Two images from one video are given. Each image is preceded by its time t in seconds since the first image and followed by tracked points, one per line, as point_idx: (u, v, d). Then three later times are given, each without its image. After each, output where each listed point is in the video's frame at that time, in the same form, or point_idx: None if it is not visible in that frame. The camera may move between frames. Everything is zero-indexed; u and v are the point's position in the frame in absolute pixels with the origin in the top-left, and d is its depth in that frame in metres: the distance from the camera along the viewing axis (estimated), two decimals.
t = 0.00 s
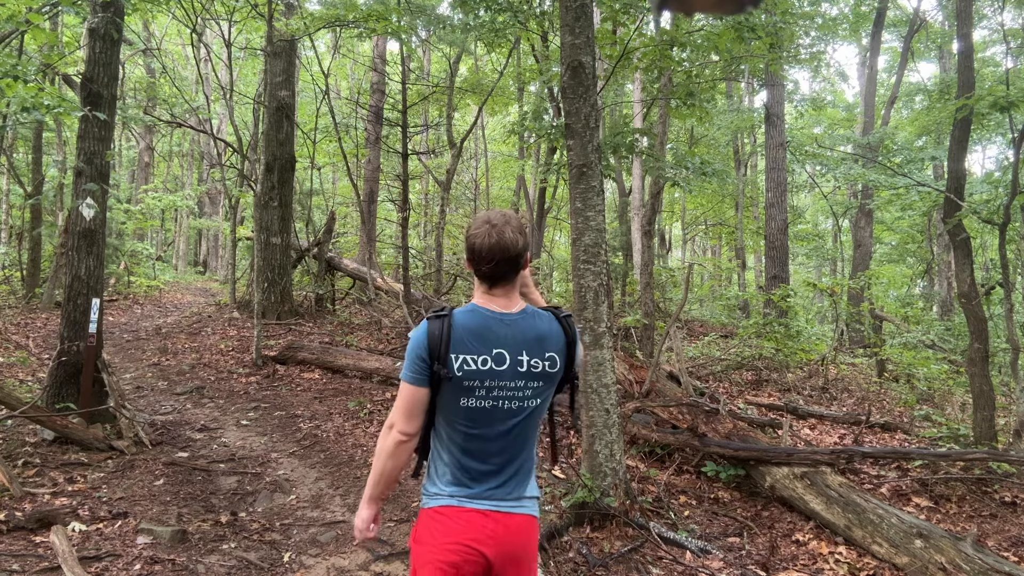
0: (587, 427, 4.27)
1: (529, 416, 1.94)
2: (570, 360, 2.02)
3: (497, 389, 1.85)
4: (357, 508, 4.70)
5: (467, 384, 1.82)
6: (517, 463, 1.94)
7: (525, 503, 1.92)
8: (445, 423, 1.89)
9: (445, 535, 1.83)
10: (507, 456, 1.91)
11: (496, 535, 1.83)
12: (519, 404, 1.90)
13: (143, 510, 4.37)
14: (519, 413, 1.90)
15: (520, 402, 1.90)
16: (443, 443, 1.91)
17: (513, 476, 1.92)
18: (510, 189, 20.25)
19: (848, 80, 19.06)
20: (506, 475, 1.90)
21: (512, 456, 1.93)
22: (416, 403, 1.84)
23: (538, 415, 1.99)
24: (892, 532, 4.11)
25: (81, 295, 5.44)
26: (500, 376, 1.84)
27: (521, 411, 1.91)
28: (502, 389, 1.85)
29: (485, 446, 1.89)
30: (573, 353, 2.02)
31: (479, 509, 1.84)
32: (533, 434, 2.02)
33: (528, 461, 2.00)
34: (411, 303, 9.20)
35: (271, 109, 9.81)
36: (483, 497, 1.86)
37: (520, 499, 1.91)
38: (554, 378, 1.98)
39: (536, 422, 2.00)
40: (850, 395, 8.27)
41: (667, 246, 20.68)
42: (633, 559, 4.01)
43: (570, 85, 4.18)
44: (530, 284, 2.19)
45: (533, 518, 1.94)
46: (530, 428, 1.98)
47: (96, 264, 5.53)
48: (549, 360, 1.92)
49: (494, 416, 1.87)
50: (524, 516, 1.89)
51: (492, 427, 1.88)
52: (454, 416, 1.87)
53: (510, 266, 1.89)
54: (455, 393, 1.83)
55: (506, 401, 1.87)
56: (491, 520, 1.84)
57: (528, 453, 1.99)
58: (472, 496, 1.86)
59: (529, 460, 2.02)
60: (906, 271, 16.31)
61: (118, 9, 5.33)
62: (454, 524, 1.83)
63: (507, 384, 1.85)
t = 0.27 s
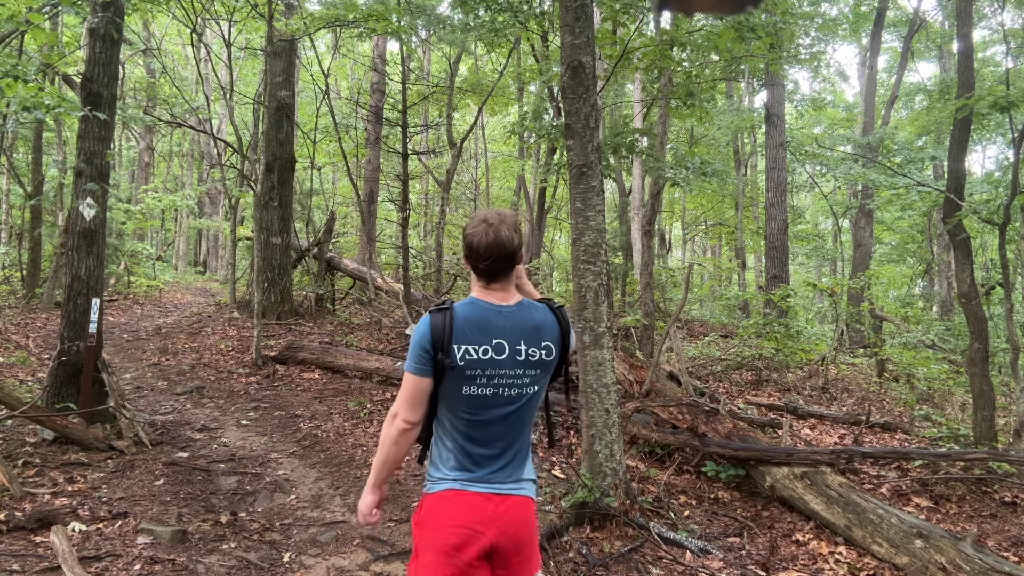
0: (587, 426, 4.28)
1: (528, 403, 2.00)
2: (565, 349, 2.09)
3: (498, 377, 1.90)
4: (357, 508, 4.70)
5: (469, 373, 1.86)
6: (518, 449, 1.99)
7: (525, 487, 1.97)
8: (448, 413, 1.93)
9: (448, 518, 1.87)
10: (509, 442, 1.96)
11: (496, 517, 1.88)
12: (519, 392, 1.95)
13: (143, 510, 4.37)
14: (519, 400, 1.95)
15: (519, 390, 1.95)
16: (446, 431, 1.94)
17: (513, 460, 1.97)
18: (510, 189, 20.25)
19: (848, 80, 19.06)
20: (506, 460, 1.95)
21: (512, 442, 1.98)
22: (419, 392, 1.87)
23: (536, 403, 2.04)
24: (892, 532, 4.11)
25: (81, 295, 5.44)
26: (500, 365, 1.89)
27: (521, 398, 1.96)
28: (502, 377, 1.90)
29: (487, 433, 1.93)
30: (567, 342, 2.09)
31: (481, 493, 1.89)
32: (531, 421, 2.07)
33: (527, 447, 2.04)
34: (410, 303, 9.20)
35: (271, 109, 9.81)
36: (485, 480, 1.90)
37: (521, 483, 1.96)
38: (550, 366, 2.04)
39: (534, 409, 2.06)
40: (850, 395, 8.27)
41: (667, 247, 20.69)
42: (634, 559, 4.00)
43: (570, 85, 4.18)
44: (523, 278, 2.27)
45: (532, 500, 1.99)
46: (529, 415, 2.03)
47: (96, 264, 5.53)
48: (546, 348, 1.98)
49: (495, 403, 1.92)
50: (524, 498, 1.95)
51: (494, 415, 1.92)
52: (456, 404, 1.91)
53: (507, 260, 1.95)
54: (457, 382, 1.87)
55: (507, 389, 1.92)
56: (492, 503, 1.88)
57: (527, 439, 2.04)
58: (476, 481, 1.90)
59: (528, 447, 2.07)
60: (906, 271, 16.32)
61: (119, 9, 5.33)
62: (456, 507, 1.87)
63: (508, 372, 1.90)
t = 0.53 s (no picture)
0: (587, 426, 4.28)
1: (521, 396, 2.02)
2: (553, 342, 2.12)
3: (491, 371, 1.93)
4: (357, 508, 4.70)
5: (462, 368, 1.89)
6: (512, 441, 2.02)
7: (519, 479, 2.00)
8: (443, 408, 1.95)
9: (441, 509, 1.91)
10: (503, 435, 1.99)
11: (491, 510, 1.92)
12: (511, 386, 1.97)
13: (143, 510, 4.37)
14: (512, 393, 1.98)
15: (512, 383, 1.97)
16: (441, 426, 1.97)
17: (507, 453, 1.99)
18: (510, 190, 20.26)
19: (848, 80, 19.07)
20: (501, 452, 1.98)
21: (506, 435, 2.00)
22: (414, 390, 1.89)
23: (529, 396, 2.07)
24: (892, 532, 4.11)
25: (81, 295, 5.44)
26: (492, 359, 1.92)
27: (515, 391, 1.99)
28: (495, 371, 1.93)
29: (482, 427, 1.96)
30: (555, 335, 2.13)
31: (475, 486, 1.92)
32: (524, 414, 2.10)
33: (521, 439, 2.07)
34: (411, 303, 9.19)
35: (271, 109, 9.81)
36: (479, 474, 1.93)
37: (515, 474, 1.99)
38: (540, 360, 2.07)
39: (526, 402, 2.08)
40: (850, 395, 8.27)
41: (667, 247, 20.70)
42: (633, 559, 4.00)
43: (571, 85, 4.18)
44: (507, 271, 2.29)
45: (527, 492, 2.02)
46: (522, 408, 2.06)
47: (96, 264, 5.53)
48: (536, 342, 2.02)
49: (489, 397, 1.94)
50: (518, 490, 1.98)
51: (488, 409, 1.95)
52: (451, 399, 1.93)
53: (493, 257, 1.98)
54: (451, 377, 1.89)
55: (499, 383, 1.94)
56: (487, 497, 1.91)
57: (521, 432, 2.07)
58: (472, 474, 1.93)
59: (522, 439, 2.09)
60: (906, 271, 16.32)
61: (119, 9, 5.33)
62: (451, 500, 1.91)
63: (500, 366, 1.93)
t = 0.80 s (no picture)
0: (587, 426, 4.28)
1: (496, 394, 2.04)
2: (530, 342, 2.13)
3: (465, 370, 1.95)
4: (357, 508, 4.70)
5: (436, 367, 1.91)
6: (486, 437, 2.05)
7: (491, 472, 2.04)
8: (419, 404, 1.98)
9: (414, 501, 1.96)
10: (477, 431, 2.02)
11: (462, 503, 1.96)
12: (486, 384, 1.99)
13: (143, 510, 4.37)
14: (486, 392, 2.00)
15: (487, 382, 1.99)
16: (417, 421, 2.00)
17: (481, 448, 2.03)
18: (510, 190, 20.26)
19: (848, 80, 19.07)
20: (476, 448, 2.01)
21: (482, 431, 2.03)
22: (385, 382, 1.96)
23: (505, 394, 2.09)
24: (892, 532, 4.11)
25: (81, 295, 5.44)
26: (466, 358, 1.94)
27: (490, 390, 2.01)
28: (469, 370, 1.95)
29: (456, 424, 1.98)
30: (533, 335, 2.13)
31: (447, 480, 1.96)
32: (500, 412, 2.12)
33: (496, 436, 2.10)
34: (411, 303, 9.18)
35: (272, 109, 9.81)
36: (452, 468, 1.97)
37: (489, 469, 2.03)
38: (516, 359, 2.09)
39: (502, 400, 2.10)
40: (850, 395, 8.27)
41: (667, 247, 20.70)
42: (633, 559, 4.00)
43: (571, 85, 4.19)
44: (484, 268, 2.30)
45: (499, 485, 2.06)
46: (497, 406, 2.08)
47: (96, 264, 5.53)
48: (512, 342, 2.03)
49: (463, 396, 1.96)
50: (490, 484, 2.02)
51: (463, 406, 1.97)
52: (426, 396, 1.97)
53: (472, 258, 2.00)
54: (426, 375, 1.92)
55: (474, 381, 1.96)
56: (458, 490, 1.95)
57: (496, 428, 2.09)
58: (447, 469, 1.97)
59: (497, 436, 2.12)
60: (906, 271, 16.32)
61: (119, 9, 5.33)
62: (423, 493, 1.95)
63: (474, 365, 1.95)
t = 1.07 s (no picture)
0: (587, 426, 4.28)
1: (464, 392, 2.07)
2: (502, 343, 2.15)
3: (432, 367, 1.98)
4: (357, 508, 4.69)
5: (402, 362, 1.96)
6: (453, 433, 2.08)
7: (456, 464, 2.08)
8: (387, 397, 2.04)
9: (378, 489, 2.02)
10: (443, 427, 2.05)
11: (423, 492, 2.00)
12: (453, 382, 2.03)
13: (143, 510, 4.37)
14: (453, 389, 2.03)
15: (454, 380, 2.02)
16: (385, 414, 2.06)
17: (447, 443, 2.06)
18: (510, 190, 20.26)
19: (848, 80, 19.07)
20: (441, 442, 2.05)
21: (449, 426, 2.07)
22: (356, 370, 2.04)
23: (473, 392, 2.12)
24: (892, 532, 4.11)
25: (81, 295, 5.44)
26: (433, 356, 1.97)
27: (456, 387, 2.04)
28: (436, 367, 1.98)
29: (422, 419, 2.02)
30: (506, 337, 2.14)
31: (410, 471, 2.01)
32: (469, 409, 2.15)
33: (464, 432, 2.13)
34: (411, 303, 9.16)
35: (272, 109, 9.80)
36: (415, 458, 2.02)
37: (454, 464, 2.06)
38: (486, 359, 2.11)
39: (471, 398, 2.13)
40: (850, 395, 8.27)
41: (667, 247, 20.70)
42: (633, 559, 4.00)
43: (571, 85, 4.19)
44: (468, 268, 2.32)
45: (464, 477, 2.10)
46: (465, 403, 2.11)
47: (96, 264, 5.53)
48: (481, 342, 2.05)
49: (429, 392, 2.00)
50: (454, 475, 2.06)
51: (428, 402, 2.01)
52: (394, 390, 2.02)
53: (444, 258, 2.03)
54: (392, 370, 1.97)
55: (440, 378, 2.00)
56: (420, 479, 2.00)
57: (464, 425, 2.13)
58: (411, 461, 2.02)
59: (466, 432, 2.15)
60: (906, 272, 16.32)
61: (119, 9, 5.33)
62: (386, 481, 2.01)
63: (441, 362, 1.98)
